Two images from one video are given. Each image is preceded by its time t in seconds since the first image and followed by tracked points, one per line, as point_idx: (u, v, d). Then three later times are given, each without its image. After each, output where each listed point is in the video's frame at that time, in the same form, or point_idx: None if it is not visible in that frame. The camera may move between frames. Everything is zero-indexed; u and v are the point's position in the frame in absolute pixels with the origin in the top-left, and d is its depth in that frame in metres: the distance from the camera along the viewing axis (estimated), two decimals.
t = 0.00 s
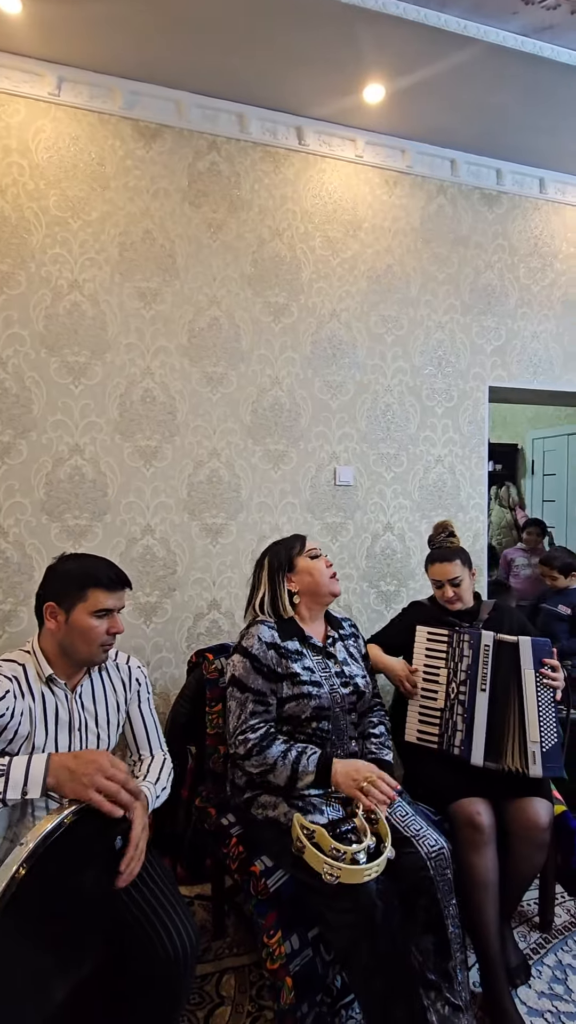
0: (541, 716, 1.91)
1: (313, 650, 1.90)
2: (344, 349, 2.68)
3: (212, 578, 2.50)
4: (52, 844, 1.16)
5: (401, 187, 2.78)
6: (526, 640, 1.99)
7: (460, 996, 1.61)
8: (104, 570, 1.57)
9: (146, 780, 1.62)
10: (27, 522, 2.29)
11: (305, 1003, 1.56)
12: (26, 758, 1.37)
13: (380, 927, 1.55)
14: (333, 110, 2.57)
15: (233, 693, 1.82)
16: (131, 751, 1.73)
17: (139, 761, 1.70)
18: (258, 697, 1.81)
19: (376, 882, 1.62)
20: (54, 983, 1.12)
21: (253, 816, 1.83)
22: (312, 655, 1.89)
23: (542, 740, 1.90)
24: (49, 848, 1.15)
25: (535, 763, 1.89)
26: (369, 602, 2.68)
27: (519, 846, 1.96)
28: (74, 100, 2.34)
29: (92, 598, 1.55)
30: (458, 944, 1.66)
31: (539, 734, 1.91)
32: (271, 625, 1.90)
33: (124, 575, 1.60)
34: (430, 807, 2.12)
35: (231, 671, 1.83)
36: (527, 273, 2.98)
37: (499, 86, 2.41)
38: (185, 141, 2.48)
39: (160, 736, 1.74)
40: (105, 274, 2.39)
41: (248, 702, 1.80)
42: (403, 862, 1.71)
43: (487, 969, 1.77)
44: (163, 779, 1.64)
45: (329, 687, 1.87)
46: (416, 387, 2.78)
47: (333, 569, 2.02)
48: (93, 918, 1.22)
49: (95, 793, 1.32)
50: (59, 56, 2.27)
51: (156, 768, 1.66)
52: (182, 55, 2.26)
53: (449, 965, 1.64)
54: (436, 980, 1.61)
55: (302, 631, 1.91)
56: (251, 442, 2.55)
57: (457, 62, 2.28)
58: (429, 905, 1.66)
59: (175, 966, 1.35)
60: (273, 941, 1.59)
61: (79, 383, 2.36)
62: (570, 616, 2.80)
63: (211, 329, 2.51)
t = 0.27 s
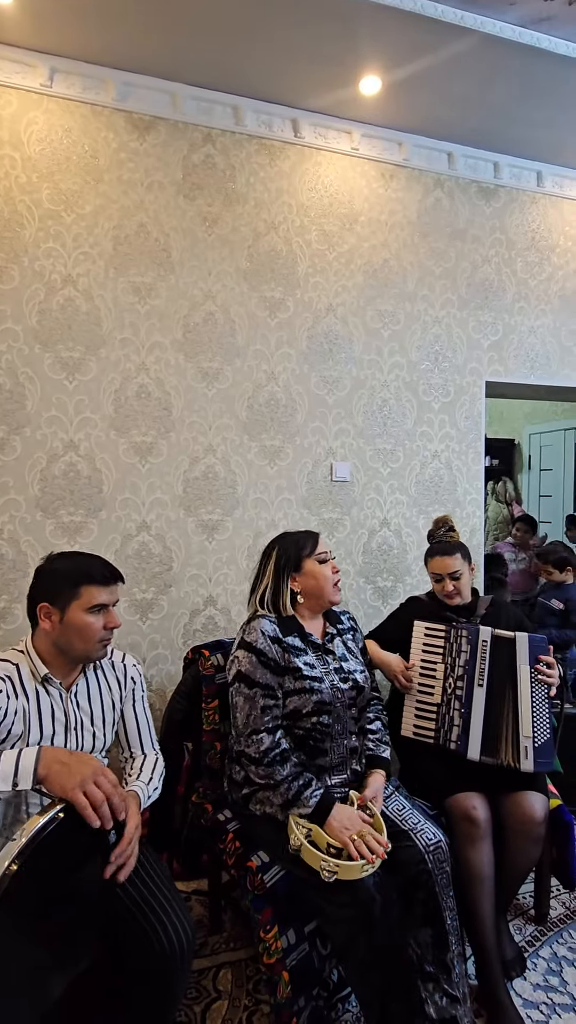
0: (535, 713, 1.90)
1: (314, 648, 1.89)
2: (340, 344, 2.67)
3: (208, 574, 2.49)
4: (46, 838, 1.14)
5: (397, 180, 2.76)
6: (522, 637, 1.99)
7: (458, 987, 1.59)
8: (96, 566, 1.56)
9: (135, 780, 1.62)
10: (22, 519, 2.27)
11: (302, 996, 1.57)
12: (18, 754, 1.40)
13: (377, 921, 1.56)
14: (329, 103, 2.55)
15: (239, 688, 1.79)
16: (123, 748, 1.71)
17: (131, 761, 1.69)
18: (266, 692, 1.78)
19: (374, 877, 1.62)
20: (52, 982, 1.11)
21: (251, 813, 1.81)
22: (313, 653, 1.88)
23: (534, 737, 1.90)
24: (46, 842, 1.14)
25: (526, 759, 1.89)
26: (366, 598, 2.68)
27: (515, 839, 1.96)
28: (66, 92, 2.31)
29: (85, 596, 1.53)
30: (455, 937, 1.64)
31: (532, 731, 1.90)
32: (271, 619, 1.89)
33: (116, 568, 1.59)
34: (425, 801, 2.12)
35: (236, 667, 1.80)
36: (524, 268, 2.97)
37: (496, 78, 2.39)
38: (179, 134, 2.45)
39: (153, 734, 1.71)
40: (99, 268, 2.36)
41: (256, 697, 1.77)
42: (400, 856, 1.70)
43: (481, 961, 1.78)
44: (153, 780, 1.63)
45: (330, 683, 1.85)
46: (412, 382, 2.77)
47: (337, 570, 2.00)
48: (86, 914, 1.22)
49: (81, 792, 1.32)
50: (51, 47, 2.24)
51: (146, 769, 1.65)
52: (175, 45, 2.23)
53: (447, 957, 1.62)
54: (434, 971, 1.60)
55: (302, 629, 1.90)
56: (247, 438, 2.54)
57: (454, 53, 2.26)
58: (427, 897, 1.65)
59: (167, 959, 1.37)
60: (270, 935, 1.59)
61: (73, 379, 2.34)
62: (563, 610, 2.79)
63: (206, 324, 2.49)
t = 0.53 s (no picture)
0: (531, 709, 1.89)
1: (304, 641, 1.88)
2: (337, 338, 2.64)
3: (204, 571, 2.47)
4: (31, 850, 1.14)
5: (394, 172, 2.74)
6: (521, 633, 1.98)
7: (455, 982, 1.58)
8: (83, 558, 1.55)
9: (126, 777, 1.61)
10: (16, 516, 2.25)
11: (300, 993, 1.54)
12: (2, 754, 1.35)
13: (376, 916, 1.56)
14: (325, 94, 2.52)
15: (227, 686, 1.79)
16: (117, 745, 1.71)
17: (125, 756, 1.68)
18: (254, 688, 1.79)
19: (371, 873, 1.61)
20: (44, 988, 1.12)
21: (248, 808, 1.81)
22: (303, 647, 1.87)
23: (529, 733, 1.88)
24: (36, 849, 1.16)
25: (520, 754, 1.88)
26: (363, 594, 2.67)
27: (512, 834, 1.95)
28: (58, 82, 2.27)
29: (73, 589, 1.52)
30: (452, 932, 1.63)
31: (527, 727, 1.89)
32: (257, 617, 1.89)
33: (102, 560, 1.58)
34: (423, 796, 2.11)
35: (224, 666, 1.81)
36: (522, 261, 2.94)
37: (494, 68, 2.37)
38: (173, 125, 2.42)
39: (148, 733, 1.71)
40: (93, 262, 2.33)
41: (244, 693, 1.78)
42: (398, 851, 1.69)
43: (479, 955, 1.77)
44: (145, 778, 1.63)
45: (320, 674, 1.84)
46: (409, 376, 2.75)
47: (320, 564, 1.99)
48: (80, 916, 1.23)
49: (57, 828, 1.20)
50: (42, 36, 2.20)
51: (139, 767, 1.65)
52: (168, 34, 2.19)
53: (444, 953, 1.61)
54: (430, 967, 1.59)
55: (289, 623, 1.89)
56: (243, 433, 2.52)
57: (452, 42, 2.23)
58: (424, 893, 1.64)
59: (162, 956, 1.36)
60: (266, 932, 1.58)
61: (67, 373, 2.31)
62: (560, 603, 2.82)
63: (202, 318, 2.46)
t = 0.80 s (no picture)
0: (527, 707, 1.89)
1: (292, 643, 1.86)
2: (335, 332, 2.62)
3: (201, 567, 2.45)
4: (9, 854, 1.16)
5: (392, 165, 2.71)
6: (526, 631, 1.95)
7: (452, 981, 1.58)
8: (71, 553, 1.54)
9: (125, 777, 1.58)
10: (11, 513, 2.22)
11: (298, 991, 1.57)
12: None
13: (372, 914, 1.54)
14: (322, 85, 2.49)
15: (214, 696, 1.77)
16: (117, 746, 1.68)
17: (123, 755, 1.66)
18: (241, 696, 1.76)
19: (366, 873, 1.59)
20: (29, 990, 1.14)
21: (243, 808, 1.78)
22: (291, 649, 1.85)
23: (523, 731, 1.88)
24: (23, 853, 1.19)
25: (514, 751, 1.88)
26: (361, 591, 2.65)
27: (511, 831, 1.93)
28: (51, 72, 2.24)
29: (61, 584, 1.51)
30: (449, 931, 1.62)
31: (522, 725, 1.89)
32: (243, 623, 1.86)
33: (87, 554, 1.57)
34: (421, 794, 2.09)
35: (210, 675, 1.78)
36: (522, 254, 2.92)
37: (492, 58, 2.34)
38: (168, 116, 2.38)
39: (148, 729, 1.68)
40: (88, 255, 2.30)
41: (231, 703, 1.75)
42: (395, 850, 1.67)
43: (478, 954, 1.75)
44: (144, 778, 1.59)
45: (311, 677, 1.82)
46: (408, 371, 2.73)
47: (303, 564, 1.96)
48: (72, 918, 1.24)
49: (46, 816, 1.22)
50: (34, 25, 2.17)
51: (138, 767, 1.61)
52: (162, 23, 2.16)
53: (440, 952, 1.60)
54: (427, 967, 1.58)
55: (276, 627, 1.87)
56: (241, 428, 2.49)
57: (451, 31, 2.20)
58: (421, 891, 1.63)
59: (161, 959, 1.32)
60: (264, 930, 1.59)
61: (62, 369, 2.28)
62: (561, 599, 2.79)
63: (198, 312, 2.44)
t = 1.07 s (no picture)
0: (549, 704, 1.91)
1: (283, 650, 1.84)
2: (334, 328, 2.60)
3: (200, 565, 2.43)
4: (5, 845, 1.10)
5: (392, 158, 2.68)
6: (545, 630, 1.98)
7: (452, 984, 1.57)
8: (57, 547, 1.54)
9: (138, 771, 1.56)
10: (8, 511, 2.20)
11: (298, 993, 1.55)
12: None
13: (370, 919, 1.53)
14: (321, 77, 2.46)
15: (204, 707, 1.77)
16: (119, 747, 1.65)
17: (127, 755, 1.62)
18: (229, 707, 1.77)
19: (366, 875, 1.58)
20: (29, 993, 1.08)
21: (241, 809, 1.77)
22: (283, 655, 1.83)
23: (545, 728, 1.90)
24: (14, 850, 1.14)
25: (536, 748, 1.89)
26: (362, 589, 2.63)
27: (514, 830, 1.92)
28: (46, 64, 2.20)
29: (48, 578, 1.50)
30: (449, 933, 1.62)
31: (544, 722, 1.91)
32: (233, 631, 1.84)
33: (71, 547, 1.56)
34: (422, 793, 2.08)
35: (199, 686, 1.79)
36: (523, 249, 2.90)
37: (493, 50, 2.31)
38: (165, 109, 2.35)
39: (149, 727, 1.66)
40: (84, 250, 2.28)
41: (218, 714, 1.76)
42: (395, 852, 1.66)
43: (479, 953, 1.73)
44: (159, 769, 1.58)
45: (302, 684, 1.80)
46: (408, 367, 2.71)
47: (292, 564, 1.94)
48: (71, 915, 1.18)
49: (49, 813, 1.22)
50: (29, 16, 2.13)
51: (147, 761, 1.59)
52: (158, 14, 2.13)
53: (441, 955, 1.60)
54: (427, 970, 1.56)
55: (267, 632, 1.84)
56: (240, 426, 2.47)
57: (452, 21, 2.17)
58: (420, 895, 1.62)
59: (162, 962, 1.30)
60: (264, 934, 1.57)
61: (59, 365, 2.26)
62: (564, 596, 2.78)
63: (197, 308, 2.41)
